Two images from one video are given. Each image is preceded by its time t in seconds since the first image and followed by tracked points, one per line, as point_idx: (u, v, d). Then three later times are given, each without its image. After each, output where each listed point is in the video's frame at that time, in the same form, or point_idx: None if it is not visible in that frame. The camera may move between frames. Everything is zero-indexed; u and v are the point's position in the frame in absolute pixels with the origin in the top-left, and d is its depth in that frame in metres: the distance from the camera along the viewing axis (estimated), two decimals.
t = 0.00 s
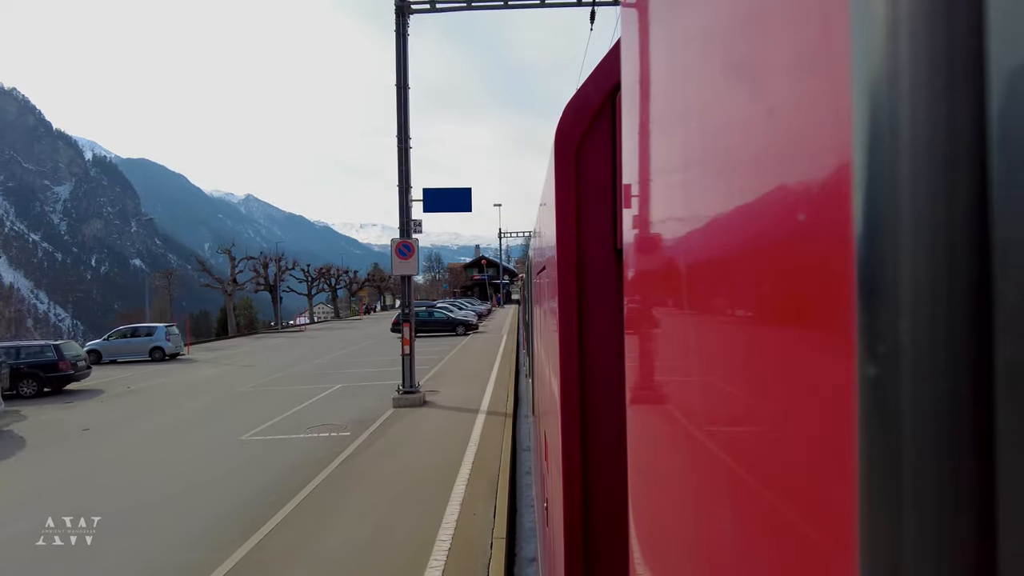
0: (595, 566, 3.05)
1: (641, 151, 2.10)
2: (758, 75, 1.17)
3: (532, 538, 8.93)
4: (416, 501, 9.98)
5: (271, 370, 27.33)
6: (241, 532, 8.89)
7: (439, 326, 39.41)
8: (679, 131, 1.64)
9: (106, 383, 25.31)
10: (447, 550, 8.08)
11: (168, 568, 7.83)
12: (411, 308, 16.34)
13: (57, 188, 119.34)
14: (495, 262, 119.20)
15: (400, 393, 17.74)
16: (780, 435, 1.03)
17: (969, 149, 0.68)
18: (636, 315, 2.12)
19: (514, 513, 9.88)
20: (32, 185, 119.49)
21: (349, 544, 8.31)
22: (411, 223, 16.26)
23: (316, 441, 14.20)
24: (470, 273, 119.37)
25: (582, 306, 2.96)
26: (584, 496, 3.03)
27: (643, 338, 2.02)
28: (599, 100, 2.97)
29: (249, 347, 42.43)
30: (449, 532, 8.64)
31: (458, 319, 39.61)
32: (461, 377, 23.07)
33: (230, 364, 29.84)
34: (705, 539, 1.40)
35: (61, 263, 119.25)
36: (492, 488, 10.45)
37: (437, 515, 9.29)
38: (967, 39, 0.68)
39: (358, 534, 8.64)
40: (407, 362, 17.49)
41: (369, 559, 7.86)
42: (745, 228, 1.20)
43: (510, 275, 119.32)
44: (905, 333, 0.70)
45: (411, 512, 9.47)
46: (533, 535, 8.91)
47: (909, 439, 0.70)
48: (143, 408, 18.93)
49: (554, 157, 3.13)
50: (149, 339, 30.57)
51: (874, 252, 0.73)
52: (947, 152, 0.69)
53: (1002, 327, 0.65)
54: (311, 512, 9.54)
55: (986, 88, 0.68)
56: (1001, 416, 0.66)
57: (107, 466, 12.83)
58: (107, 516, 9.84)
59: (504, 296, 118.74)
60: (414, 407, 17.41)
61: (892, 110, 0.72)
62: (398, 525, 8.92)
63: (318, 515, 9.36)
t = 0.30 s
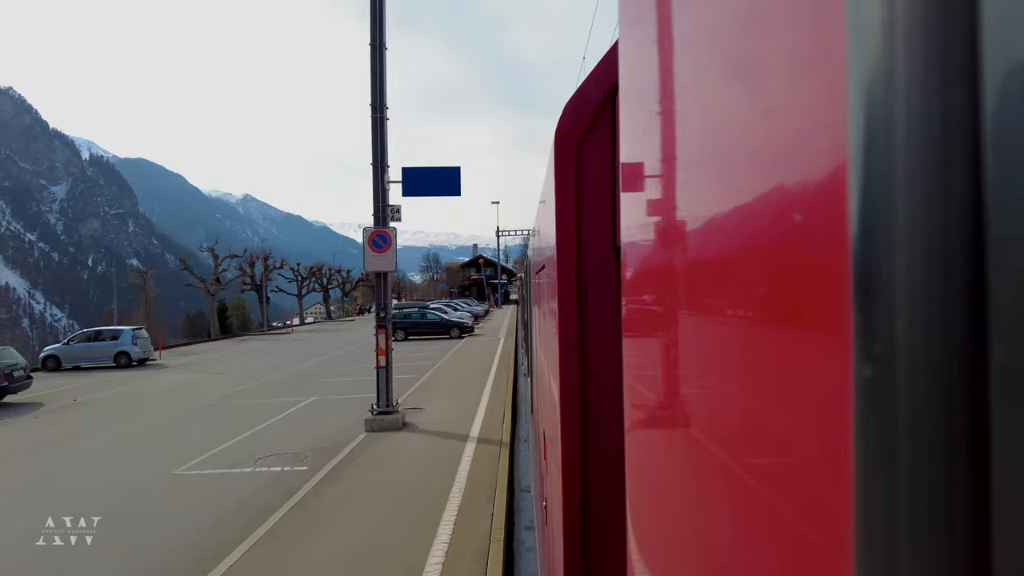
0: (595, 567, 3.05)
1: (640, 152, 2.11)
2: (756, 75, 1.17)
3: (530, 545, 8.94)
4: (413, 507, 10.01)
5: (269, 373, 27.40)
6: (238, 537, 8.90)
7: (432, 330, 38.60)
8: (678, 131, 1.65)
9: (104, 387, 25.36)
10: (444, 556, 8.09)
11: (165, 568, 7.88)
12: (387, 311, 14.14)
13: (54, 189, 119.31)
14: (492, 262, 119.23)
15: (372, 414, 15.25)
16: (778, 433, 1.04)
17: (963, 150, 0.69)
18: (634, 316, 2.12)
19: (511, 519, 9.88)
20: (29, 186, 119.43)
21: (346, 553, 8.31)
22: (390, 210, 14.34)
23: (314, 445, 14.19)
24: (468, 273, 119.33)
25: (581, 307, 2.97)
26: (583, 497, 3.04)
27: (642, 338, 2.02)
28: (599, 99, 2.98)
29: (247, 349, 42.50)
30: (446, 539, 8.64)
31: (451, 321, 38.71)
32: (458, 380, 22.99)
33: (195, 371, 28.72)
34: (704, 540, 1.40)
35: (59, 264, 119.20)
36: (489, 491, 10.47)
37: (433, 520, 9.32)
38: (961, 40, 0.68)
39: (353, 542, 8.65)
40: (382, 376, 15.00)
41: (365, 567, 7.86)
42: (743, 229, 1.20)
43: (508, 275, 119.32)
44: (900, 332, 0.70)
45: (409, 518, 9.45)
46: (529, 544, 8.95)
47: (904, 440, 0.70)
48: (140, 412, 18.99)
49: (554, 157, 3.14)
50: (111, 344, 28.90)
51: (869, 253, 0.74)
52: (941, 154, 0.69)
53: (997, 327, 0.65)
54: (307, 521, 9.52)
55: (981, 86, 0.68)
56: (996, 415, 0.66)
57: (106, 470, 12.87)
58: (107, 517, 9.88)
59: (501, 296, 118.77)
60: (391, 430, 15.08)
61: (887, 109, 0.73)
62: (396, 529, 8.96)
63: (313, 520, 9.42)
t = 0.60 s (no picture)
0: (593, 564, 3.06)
1: (638, 152, 2.12)
2: (754, 75, 1.17)
3: (529, 541, 8.93)
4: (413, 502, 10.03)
5: (266, 374, 27.42)
6: (237, 535, 8.89)
7: (425, 333, 37.44)
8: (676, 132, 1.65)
9: (103, 388, 25.39)
10: (442, 554, 8.08)
11: (163, 569, 7.88)
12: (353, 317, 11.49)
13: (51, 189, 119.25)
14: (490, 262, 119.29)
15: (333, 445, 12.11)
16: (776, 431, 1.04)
17: (959, 150, 0.69)
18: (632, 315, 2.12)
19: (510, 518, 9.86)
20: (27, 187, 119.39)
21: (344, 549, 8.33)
22: (359, 190, 11.75)
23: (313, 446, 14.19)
24: (466, 272, 119.33)
25: (580, 306, 2.98)
26: (581, 495, 3.05)
27: (640, 337, 2.02)
28: (598, 97, 2.98)
29: (246, 351, 42.56)
30: (444, 535, 8.63)
31: (445, 324, 37.46)
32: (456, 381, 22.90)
33: (177, 377, 28.15)
34: (704, 539, 1.40)
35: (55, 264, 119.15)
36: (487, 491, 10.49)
37: (433, 518, 9.33)
38: (956, 41, 0.69)
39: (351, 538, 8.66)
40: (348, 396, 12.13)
41: (364, 563, 7.88)
42: (741, 229, 1.21)
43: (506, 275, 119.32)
44: (895, 333, 0.72)
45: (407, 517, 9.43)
46: (527, 540, 8.95)
47: (899, 438, 0.71)
48: (138, 413, 19.02)
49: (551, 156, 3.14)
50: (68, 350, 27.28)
51: (864, 254, 0.75)
52: (935, 154, 0.70)
53: (992, 326, 0.66)
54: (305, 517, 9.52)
55: (976, 85, 0.68)
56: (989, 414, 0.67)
57: (104, 470, 12.88)
58: (107, 517, 9.90)
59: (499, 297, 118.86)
60: (357, 464, 12.00)
61: (883, 110, 0.73)
62: (394, 527, 8.99)
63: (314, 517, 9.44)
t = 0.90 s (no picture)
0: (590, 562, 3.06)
1: (636, 153, 2.12)
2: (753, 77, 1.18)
3: (528, 539, 8.91)
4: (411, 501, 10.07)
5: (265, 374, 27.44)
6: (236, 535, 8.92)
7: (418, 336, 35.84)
8: (675, 132, 1.65)
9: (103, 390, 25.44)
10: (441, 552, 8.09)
11: (161, 569, 7.91)
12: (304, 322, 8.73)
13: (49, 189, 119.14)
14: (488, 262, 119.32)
15: (273, 494, 9.06)
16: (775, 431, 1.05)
17: (956, 153, 0.70)
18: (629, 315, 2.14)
19: (509, 517, 9.83)
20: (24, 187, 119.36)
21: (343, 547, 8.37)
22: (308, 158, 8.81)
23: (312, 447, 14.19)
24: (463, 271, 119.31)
25: (577, 305, 2.99)
26: (578, 495, 3.05)
27: (637, 337, 2.02)
28: (594, 99, 3.00)
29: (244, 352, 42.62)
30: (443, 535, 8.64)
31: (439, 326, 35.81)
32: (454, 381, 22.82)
33: (176, 378, 28.19)
34: (702, 538, 1.40)
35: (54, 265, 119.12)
36: (487, 490, 10.51)
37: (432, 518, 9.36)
38: (954, 43, 0.69)
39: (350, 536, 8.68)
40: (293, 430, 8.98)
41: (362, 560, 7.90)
42: (738, 229, 1.22)
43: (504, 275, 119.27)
44: (893, 334, 0.72)
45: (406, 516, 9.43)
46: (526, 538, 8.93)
47: (896, 438, 0.72)
48: (137, 414, 19.05)
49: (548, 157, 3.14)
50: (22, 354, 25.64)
51: (861, 255, 0.75)
52: (933, 156, 0.70)
53: (987, 326, 0.66)
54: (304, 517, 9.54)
55: (974, 86, 0.68)
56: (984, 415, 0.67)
57: (104, 471, 12.91)
58: (107, 518, 9.93)
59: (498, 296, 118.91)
60: (304, 520, 8.97)
61: (880, 111, 0.74)
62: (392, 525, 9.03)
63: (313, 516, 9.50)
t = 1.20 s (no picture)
0: (587, 560, 3.08)
1: (635, 153, 2.13)
2: (749, 75, 1.18)
3: (527, 542, 8.87)
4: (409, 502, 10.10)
5: (264, 375, 27.47)
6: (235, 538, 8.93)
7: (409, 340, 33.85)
8: (674, 132, 1.65)
9: (102, 393, 25.45)
10: (439, 557, 8.05)
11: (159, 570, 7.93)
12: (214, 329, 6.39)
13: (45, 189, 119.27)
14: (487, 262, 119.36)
15: None
16: (774, 431, 1.04)
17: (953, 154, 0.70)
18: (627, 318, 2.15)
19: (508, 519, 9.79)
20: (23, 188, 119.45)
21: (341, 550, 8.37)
22: (223, 105, 6.68)
23: (310, 448, 14.15)
24: (461, 271, 119.28)
25: (575, 305, 3.00)
26: (576, 496, 3.06)
27: (636, 338, 2.02)
28: (592, 100, 3.00)
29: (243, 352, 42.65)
30: (443, 539, 8.63)
31: (432, 329, 33.87)
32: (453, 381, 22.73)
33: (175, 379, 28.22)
34: (700, 537, 1.41)
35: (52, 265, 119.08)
36: (486, 491, 10.52)
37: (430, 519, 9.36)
38: (951, 43, 0.70)
39: (347, 539, 8.67)
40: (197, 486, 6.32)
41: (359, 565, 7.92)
42: (736, 228, 1.22)
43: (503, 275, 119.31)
44: (889, 333, 0.72)
45: (405, 518, 9.40)
46: (525, 541, 8.89)
47: (893, 434, 0.71)
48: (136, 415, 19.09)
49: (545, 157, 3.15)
50: None
51: (858, 254, 0.75)
52: (933, 153, 0.70)
53: (985, 325, 0.67)
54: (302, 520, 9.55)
55: (970, 85, 0.69)
56: (982, 414, 0.67)
57: (104, 472, 12.94)
58: (107, 518, 9.97)
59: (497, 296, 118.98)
60: None
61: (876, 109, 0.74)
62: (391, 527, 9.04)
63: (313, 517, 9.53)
